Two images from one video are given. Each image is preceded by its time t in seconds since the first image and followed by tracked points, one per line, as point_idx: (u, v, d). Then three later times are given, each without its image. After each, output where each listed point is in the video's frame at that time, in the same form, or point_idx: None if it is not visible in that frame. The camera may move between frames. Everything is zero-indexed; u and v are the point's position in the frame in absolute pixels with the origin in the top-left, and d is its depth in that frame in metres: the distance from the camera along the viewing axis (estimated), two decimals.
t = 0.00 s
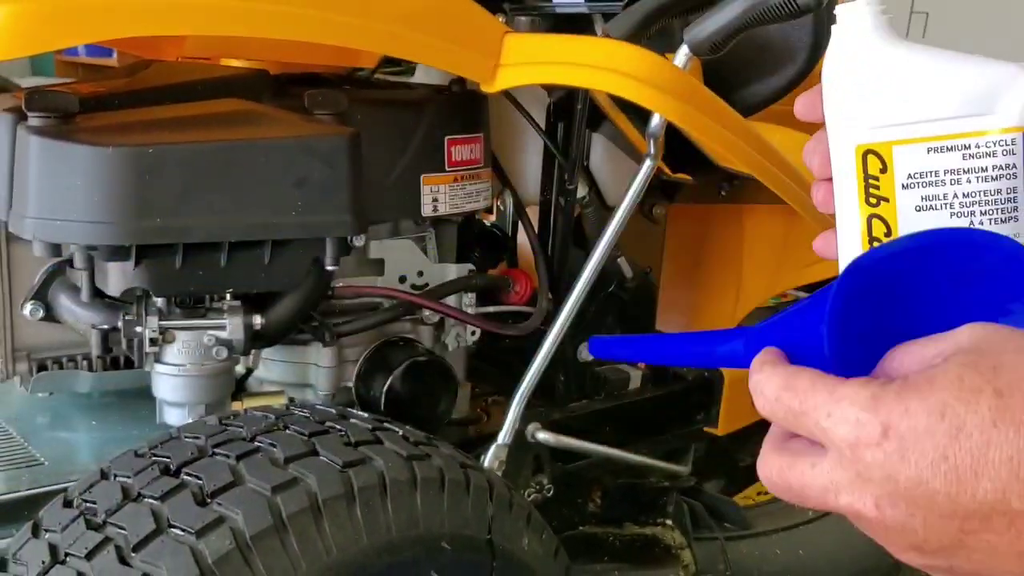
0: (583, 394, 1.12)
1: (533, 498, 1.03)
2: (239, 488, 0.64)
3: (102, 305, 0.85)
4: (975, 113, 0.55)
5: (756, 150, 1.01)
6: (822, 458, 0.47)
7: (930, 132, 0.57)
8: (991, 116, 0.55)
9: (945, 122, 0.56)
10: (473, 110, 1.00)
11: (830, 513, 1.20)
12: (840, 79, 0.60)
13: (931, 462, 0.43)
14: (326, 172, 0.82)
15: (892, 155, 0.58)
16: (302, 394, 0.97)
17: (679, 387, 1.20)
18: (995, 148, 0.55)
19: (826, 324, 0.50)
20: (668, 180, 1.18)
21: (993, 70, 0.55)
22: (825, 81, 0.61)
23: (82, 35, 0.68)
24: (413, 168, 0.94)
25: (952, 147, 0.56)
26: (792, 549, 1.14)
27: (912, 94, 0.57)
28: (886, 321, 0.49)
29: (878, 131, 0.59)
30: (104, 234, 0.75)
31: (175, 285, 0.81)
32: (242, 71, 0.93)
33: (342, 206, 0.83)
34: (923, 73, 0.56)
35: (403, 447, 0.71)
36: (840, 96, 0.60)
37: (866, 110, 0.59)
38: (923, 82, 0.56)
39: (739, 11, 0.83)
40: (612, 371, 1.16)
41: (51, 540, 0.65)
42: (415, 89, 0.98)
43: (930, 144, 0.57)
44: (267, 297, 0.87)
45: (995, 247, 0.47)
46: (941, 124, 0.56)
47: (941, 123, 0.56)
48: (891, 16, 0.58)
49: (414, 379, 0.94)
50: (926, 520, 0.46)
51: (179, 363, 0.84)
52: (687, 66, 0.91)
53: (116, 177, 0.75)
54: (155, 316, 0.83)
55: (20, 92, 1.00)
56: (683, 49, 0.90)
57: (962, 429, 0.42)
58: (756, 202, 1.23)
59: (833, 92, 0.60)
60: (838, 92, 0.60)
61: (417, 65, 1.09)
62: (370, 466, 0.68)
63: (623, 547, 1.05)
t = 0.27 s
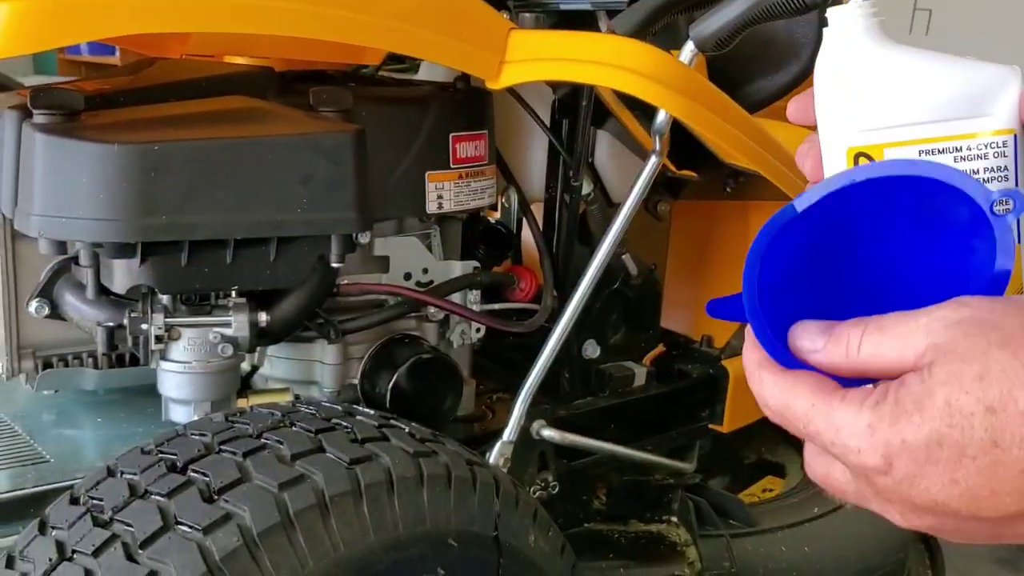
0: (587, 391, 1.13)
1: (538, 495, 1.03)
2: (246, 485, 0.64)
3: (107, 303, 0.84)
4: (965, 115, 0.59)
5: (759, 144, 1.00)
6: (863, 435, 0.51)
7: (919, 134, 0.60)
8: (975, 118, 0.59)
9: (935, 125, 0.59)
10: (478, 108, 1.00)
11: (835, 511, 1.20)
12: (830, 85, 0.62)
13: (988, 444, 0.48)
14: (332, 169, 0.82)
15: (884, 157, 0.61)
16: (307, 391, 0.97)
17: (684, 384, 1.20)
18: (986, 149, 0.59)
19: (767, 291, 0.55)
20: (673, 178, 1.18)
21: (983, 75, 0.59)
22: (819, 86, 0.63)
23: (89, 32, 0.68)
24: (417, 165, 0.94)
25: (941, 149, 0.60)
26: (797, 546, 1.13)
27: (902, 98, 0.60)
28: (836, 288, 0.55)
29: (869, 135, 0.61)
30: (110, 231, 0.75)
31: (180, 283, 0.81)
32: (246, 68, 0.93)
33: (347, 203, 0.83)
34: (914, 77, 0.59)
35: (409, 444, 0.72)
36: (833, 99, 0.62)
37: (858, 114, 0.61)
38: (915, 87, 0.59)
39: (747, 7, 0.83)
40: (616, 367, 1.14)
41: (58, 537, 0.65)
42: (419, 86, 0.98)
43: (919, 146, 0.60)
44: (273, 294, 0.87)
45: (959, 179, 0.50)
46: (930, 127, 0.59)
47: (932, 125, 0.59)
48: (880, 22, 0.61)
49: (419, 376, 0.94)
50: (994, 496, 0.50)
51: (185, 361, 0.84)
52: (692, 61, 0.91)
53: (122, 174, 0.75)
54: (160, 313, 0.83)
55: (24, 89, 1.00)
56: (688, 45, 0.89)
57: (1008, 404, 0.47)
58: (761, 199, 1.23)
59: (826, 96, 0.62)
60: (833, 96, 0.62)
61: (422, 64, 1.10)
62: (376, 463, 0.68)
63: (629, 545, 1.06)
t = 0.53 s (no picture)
0: (591, 387, 1.13)
1: (542, 491, 1.03)
2: (251, 479, 0.64)
3: (112, 299, 0.84)
4: (966, 117, 0.59)
5: (765, 143, 1.01)
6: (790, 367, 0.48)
7: (919, 137, 0.60)
8: (976, 123, 0.59)
9: (936, 128, 0.60)
10: (481, 104, 1.00)
11: (838, 507, 1.20)
12: (831, 90, 0.63)
13: (909, 370, 0.44)
14: (336, 165, 0.82)
15: (885, 160, 0.62)
16: (311, 387, 0.97)
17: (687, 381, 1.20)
18: (989, 151, 0.59)
19: (729, 292, 0.55)
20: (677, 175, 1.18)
21: (985, 76, 0.58)
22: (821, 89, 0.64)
23: (97, 28, 0.69)
24: (420, 162, 0.94)
25: (941, 154, 0.60)
26: (801, 543, 1.14)
27: (902, 102, 0.60)
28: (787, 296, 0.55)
29: (870, 138, 0.62)
30: (115, 227, 0.75)
31: (185, 279, 0.81)
32: (250, 65, 0.93)
33: (351, 199, 0.83)
34: (914, 80, 0.60)
35: (413, 439, 0.72)
36: (834, 101, 0.63)
37: (859, 118, 0.62)
38: (915, 91, 0.60)
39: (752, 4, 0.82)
40: (619, 364, 1.16)
41: (63, 532, 0.65)
42: (423, 83, 0.98)
43: (920, 149, 0.60)
44: (277, 290, 0.88)
45: (942, 244, 0.51)
46: (929, 132, 0.60)
47: (932, 130, 0.60)
48: (882, 25, 0.62)
49: (423, 372, 0.94)
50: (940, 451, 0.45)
51: (190, 356, 0.84)
52: (696, 57, 0.91)
53: (127, 170, 0.75)
54: (164, 309, 0.84)
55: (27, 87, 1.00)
56: (692, 41, 0.90)
57: (937, 329, 0.43)
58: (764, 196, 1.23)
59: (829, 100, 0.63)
60: (834, 99, 0.63)
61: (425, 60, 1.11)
62: (381, 458, 0.68)
63: (632, 540, 1.07)
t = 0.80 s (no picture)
0: (594, 388, 1.12)
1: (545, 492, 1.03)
2: (254, 481, 0.65)
3: (115, 300, 0.85)
4: (971, 135, 0.62)
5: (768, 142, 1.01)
6: (647, 223, 0.65)
7: (927, 154, 0.63)
8: (980, 140, 0.62)
9: (939, 145, 0.62)
10: (484, 105, 1.00)
11: (840, 508, 1.20)
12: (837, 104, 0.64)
13: (826, 293, 0.57)
14: (339, 166, 0.82)
15: (892, 176, 0.64)
16: (314, 388, 0.97)
17: (689, 381, 1.20)
18: (994, 167, 0.62)
19: (646, 160, 0.69)
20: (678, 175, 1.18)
21: (987, 93, 0.61)
22: (826, 103, 0.65)
23: (103, 28, 0.69)
24: (423, 163, 0.94)
25: (949, 170, 0.63)
26: (804, 543, 1.13)
27: (909, 118, 0.62)
28: (686, 176, 0.70)
29: (876, 152, 0.63)
30: (118, 228, 0.75)
31: (189, 280, 0.81)
32: (252, 65, 0.93)
33: (353, 201, 0.83)
34: (917, 96, 0.62)
35: (415, 441, 0.72)
36: (836, 118, 0.64)
37: (866, 131, 0.63)
38: (921, 108, 0.62)
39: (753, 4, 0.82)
40: (622, 364, 1.14)
41: (66, 533, 0.65)
42: (425, 83, 0.98)
43: (927, 166, 0.63)
44: (279, 291, 0.88)
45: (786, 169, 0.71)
46: (937, 149, 0.62)
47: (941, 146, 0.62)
48: (884, 41, 0.64)
49: (425, 373, 0.94)
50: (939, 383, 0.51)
51: (192, 357, 0.84)
52: (698, 57, 0.91)
53: (129, 171, 0.75)
54: (167, 310, 0.84)
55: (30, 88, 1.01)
56: (695, 41, 0.90)
57: (804, 262, 0.57)
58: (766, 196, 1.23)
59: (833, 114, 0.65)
60: (841, 111, 0.64)
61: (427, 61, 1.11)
62: (383, 460, 0.68)
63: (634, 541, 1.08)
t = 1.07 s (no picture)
0: (600, 386, 1.13)
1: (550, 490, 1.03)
2: (262, 479, 0.65)
3: (121, 299, 0.84)
4: (984, 137, 0.61)
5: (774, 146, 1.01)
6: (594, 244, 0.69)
7: (939, 158, 0.62)
8: (994, 143, 0.61)
9: (950, 147, 0.62)
10: (490, 103, 1.00)
11: (846, 507, 1.20)
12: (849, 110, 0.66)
13: (734, 295, 0.59)
14: (345, 165, 0.83)
15: (905, 180, 0.64)
16: (320, 386, 0.97)
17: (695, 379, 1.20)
18: (1008, 171, 0.61)
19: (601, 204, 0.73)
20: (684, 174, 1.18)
21: (998, 97, 0.61)
22: (839, 108, 0.66)
23: (109, 27, 0.69)
24: (429, 162, 0.94)
25: (962, 174, 0.62)
26: (809, 542, 1.13)
27: (920, 122, 0.62)
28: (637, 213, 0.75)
29: (887, 157, 0.64)
30: (125, 226, 0.75)
31: (196, 278, 0.81)
32: (258, 64, 0.93)
33: (360, 200, 0.83)
34: (927, 98, 0.62)
35: (423, 439, 0.72)
36: (850, 121, 0.66)
37: (877, 135, 0.64)
38: (931, 113, 0.62)
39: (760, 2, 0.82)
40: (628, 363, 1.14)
41: (75, 531, 0.65)
42: (431, 82, 0.98)
43: (939, 169, 0.62)
44: (286, 289, 0.88)
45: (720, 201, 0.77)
46: (949, 152, 0.62)
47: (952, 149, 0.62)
48: (899, 45, 0.64)
49: (432, 371, 0.95)
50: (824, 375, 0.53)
51: (200, 356, 0.85)
52: (705, 56, 0.91)
53: (137, 170, 0.75)
54: (175, 309, 0.84)
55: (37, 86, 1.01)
56: (702, 40, 0.90)
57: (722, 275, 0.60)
58: (772, 194, 1.23)
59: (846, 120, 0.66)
60: (853, 116, 0.65)
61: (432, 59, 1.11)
62: (392, 458, 0.68)
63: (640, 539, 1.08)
